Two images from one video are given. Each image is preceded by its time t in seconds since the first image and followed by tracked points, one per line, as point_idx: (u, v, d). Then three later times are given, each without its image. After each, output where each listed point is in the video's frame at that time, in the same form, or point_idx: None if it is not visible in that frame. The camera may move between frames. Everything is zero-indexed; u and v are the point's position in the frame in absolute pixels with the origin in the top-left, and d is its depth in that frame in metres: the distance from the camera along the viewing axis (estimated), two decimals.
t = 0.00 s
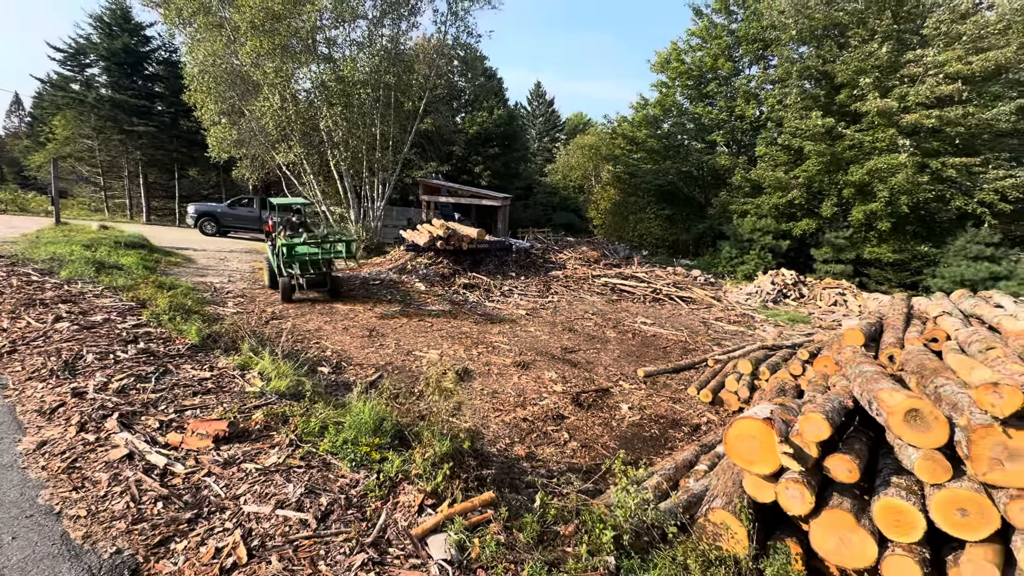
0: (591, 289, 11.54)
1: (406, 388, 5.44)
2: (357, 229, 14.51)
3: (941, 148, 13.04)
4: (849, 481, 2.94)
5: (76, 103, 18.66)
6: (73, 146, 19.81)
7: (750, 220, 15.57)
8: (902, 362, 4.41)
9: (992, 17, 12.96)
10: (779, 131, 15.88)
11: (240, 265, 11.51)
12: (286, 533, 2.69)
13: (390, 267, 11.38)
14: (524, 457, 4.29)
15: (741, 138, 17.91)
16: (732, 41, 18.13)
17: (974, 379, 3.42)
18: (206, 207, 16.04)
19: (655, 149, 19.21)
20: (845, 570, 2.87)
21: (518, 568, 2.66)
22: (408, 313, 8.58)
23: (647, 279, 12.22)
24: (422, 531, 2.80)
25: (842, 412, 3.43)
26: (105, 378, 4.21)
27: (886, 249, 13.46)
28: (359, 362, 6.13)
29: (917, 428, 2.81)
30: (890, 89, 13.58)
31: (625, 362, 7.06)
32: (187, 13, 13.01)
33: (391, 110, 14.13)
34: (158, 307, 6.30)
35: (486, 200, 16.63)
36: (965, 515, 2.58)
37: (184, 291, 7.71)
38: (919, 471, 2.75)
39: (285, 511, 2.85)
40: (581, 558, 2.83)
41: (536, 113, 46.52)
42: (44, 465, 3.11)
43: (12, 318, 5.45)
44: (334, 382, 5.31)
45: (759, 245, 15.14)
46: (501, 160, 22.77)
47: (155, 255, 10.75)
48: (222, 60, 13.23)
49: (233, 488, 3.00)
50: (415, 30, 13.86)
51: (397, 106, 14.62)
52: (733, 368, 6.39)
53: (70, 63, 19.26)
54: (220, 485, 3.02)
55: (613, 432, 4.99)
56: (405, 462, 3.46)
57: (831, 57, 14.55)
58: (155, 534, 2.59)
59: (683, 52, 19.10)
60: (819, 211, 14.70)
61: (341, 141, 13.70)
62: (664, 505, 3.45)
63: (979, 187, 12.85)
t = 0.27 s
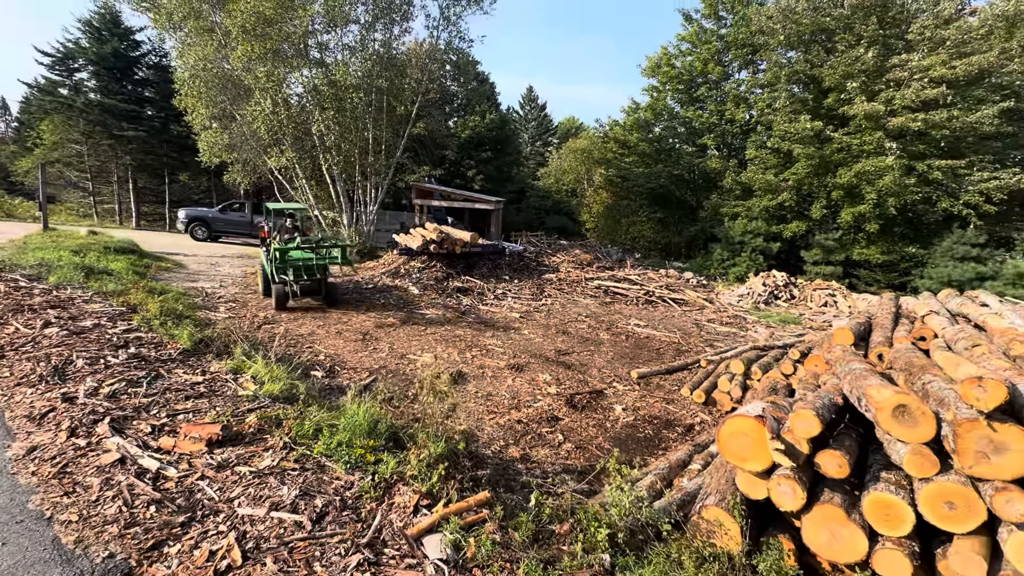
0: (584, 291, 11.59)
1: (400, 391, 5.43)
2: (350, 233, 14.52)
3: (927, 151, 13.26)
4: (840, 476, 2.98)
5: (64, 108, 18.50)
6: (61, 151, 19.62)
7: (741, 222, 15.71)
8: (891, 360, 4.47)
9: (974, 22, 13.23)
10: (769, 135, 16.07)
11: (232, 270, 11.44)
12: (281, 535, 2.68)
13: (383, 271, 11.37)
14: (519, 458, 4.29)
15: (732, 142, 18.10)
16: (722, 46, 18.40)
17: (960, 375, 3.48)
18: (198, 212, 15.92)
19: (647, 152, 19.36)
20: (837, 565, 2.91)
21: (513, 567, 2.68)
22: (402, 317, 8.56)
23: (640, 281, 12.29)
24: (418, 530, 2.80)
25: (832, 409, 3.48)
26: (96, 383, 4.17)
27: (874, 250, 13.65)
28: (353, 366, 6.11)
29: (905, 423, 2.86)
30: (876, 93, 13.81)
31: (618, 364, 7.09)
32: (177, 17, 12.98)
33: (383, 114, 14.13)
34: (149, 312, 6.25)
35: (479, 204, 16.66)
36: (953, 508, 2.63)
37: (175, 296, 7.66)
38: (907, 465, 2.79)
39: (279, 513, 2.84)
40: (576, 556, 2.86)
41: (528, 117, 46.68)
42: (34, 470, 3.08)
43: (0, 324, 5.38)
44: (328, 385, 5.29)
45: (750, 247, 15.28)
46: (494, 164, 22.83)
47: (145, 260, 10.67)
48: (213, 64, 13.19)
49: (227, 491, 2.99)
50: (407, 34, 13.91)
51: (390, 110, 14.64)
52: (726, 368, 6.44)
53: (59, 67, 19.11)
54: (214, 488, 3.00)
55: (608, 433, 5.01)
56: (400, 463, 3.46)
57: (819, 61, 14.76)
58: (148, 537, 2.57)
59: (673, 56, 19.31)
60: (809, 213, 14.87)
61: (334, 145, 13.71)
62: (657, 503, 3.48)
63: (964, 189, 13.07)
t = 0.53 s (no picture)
0: (577, 293, 11.62)
1: (393, 394, 5.41)
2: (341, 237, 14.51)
3: (913, 151, 13.46)
4: (830, 471, 3.01)
5: (51, 113, 18.31)
6: (48, 157, 19.40)
7: (732, 223, 15.84)
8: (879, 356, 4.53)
9: (957, 25, 13.47)
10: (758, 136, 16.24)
11: (222, 276, 11.35)
12: (272, 538, 2.66)
13: (375, 275, 11.34)
14: (513, 459, 4.29)
15: (721, 144, 18.27)
16: (711, 49, 18.56)
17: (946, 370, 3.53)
18: (187, 218, 15.79)
19: (638, 155, 19.47)
20: (828, 559, 2.93)
21: (506, 566, 2.69)
22: (395, 320, 8.53)
23: (632, 282, 12.35)
24: (411, 532, 2.80)
25: (822, 405, 3.51)
26: (83, 390, 4.12)
27: (863, 250, 13.82)
28: (346, 370, 6.08)
29: (893, 417, 2.89)
30: (862, 95, 14.01)
31: (612, 365, 7.11)
32: (166, 22, 12.91)
33: (375, 118, 14.13)
34: (138, 318, 6.19)
35: (472, 207, 16.67)
36: (940, 500, 2.66)
37: (165, 302, 7.59)
38: (896, 458, 2.83)
39: (270, 516, 2.82)
40: (570, 555, 2.87)
41: (520, 120, 46.78)
42: (20, 478, 3.04)
43: None
44: (320, 389, 5.25)
45: (741, 247, 15.40)
46: (486, 167, 22.86)
47: (134, 266, 10.56)
48: (202, 69, 13.13)
49: (217, 496, 2.96)
50: (398, 39, 13.93)
51: (381, 114, 14.64)
52: (718, 368, 6.48)
53: (45, 72, 18.91)
54: (204, 493, 2.97)
55: (601, 433, 5.02)
56: (393, 465, 3.46)
57: (806, 64, 14.95)
58: (137, 543, 2.55)
59: (663, 60, 19.46)
60: (798, 214, 15.03)
61: (325, 149, 13.66)
62: (650, 501, 3.50)
63: (950, 189, 13.28)
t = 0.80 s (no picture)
0: (571, 295, 11.65)
1: (386, 398, 5.39)
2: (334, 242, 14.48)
3: (900, 151, 13.64)
4: (820, 466, 3.03)
5: (38, 120, 18.11)
6: (35, 165, 19.18)
7: (723, 223, 15.95)
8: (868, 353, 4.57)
9: (940, 26, 13.70)
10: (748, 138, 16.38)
11: (213, 282, 11.27)
12: (264, 544, 2.65)
13: (368, 279, 11.30)
14: (507, 462, 4.28)
15: (712, 145, 18.40)
16: (700, 52, 18.69)
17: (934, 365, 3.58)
18: (178, 224, 15.67)
19: (630, 157, 19.58)
20: (820, 554, 2.96)
21: (500, 567, 2.70)
22: (388, 325, 8.51)
23: (625, 284, 12.40)
24: (404, 535, 2.80)
25: (812, 401, 3.54)
26: (71, 398, 4.07)
27: (853, 248, 13.98)
28: (339, 375, 6.05)
29: (882, 412, 2.92)
30: (850, 96, 14.18)
31: (605, 366, 7.13)
32: (154, 27, 12.85)
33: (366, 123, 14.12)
34: (127, 325, 6.13)
35: (464, 210, 16.68)
36: (929, 494, 2.68)
37: (155, 309, 7.51)
38: (885, 453, 2.85)
39: (262, 522, 2.81)
40: (564, 555, 2.88)
41: (512, 124, 46.87)
42: (6, 488, 2.99)
43: None
44: (313, 395, 5.21)
45: (733, 247, 15.51)
46: (478, 170, 22.89)
47: (124, 274, 10.45)
48: (192, 75, 13.07)
49: (208, 502, 2.94)
50: (389, 43, 13.96)
51: (373, 119, 14.64)
52: (711, 367, 6.52)
53: (31, 79, 18.65)
54: (195, 500, 2.95)
55: (596, 434, 5.03)
56: (386, 468, 3.47)
57: (793, 65, 15.13)
58: (126, 552, 2.52)
59: (653, 62, 19.59)
60: (789, 213, 15.17)
61: (316, 154, 13.61)
62: (644, 501, 3.51)
63: (936, 187, 13.47)
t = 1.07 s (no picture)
0: (565, 297, 11.67)
1: (381, 403, 5.37)
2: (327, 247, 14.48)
3: (888, 150, 13.81)
4: (811, 462, 3.07)
5: (24, 128, 17.92)
6: (22, 172, 18.99)
7: (715, 223, 16.05)
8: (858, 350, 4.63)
9: (924, 27, 13.91)
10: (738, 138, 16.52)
11: (205, 289, 11.20)
12: (258, 550, 2.65)
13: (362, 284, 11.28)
14: (502, 464, 4.28)
15: (703, 146, 18.53)
16: (689, 54, 18.78)
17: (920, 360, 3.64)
18: (168, 231, 15.55)
19: (621, 158, 19.68)
20: (812, 549, 3.00)
21: (495, 569, 2.73)
22: (382, 329, 8.50)
23: (619, 285, 12.45)
24: (398, 539, 2.82)
25: (802, 398, 3.58)
26: (61, 408, 4.04)
27: (843, 247, 14.13)
28: (333, 380, 6.03)
29: (871, 408, 2.96)
30: (837, 96, 14.35)
31: (600, 367, 7.16)
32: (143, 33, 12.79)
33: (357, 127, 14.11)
34: (118, 334, 6.08)
35: (457, 214, 16.68)
36: (917, 488, 2.73)
37: (146, 317, 7.45)
38: (874, 448, 2.90)
39: (256, 528, 2.81)
40: (558, 555, 2.91)
41: (504, 127, 46.94)
42: None
43: None
44: (306, 401, 5.19)
45: (725, 247, 15.62)
46: (470, 173, 22.91)
47: (114, 282, 10.36)
48: (181, 81, 13.00)
49: (201, 510, 2.94)
50: (379, 48, 13.98)
51: (364, 123, 14.64)
52: (704, 366, 6.56)
53: (18, 86, 18.25)
54: (188, 508, 2.94)
55: (591, 435, 5.05)
56: (380, 473, 3.48)
57: (781, 66, 15.29)
58: (118, 562, 2.49)
59: (643, 64, 19.70)
60: (779, 213, 15.30)
61: (308, 159, 13.56)
62: (638, 500, 3.54)
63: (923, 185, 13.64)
